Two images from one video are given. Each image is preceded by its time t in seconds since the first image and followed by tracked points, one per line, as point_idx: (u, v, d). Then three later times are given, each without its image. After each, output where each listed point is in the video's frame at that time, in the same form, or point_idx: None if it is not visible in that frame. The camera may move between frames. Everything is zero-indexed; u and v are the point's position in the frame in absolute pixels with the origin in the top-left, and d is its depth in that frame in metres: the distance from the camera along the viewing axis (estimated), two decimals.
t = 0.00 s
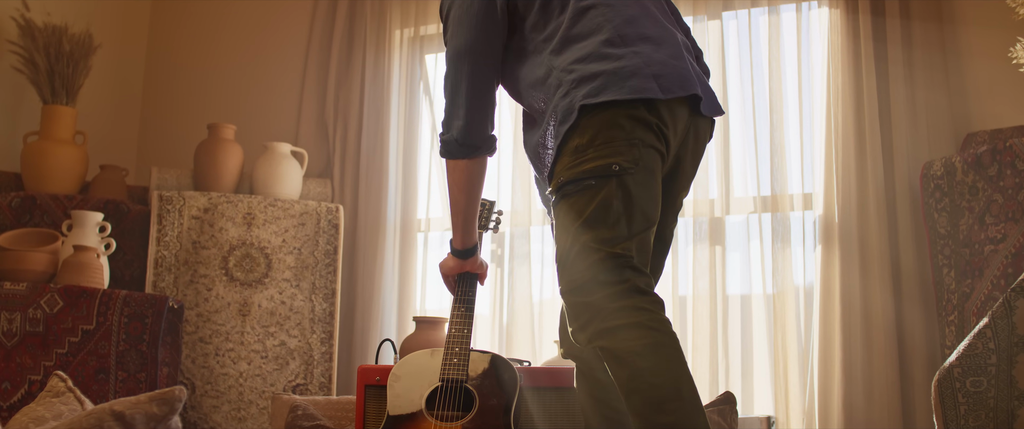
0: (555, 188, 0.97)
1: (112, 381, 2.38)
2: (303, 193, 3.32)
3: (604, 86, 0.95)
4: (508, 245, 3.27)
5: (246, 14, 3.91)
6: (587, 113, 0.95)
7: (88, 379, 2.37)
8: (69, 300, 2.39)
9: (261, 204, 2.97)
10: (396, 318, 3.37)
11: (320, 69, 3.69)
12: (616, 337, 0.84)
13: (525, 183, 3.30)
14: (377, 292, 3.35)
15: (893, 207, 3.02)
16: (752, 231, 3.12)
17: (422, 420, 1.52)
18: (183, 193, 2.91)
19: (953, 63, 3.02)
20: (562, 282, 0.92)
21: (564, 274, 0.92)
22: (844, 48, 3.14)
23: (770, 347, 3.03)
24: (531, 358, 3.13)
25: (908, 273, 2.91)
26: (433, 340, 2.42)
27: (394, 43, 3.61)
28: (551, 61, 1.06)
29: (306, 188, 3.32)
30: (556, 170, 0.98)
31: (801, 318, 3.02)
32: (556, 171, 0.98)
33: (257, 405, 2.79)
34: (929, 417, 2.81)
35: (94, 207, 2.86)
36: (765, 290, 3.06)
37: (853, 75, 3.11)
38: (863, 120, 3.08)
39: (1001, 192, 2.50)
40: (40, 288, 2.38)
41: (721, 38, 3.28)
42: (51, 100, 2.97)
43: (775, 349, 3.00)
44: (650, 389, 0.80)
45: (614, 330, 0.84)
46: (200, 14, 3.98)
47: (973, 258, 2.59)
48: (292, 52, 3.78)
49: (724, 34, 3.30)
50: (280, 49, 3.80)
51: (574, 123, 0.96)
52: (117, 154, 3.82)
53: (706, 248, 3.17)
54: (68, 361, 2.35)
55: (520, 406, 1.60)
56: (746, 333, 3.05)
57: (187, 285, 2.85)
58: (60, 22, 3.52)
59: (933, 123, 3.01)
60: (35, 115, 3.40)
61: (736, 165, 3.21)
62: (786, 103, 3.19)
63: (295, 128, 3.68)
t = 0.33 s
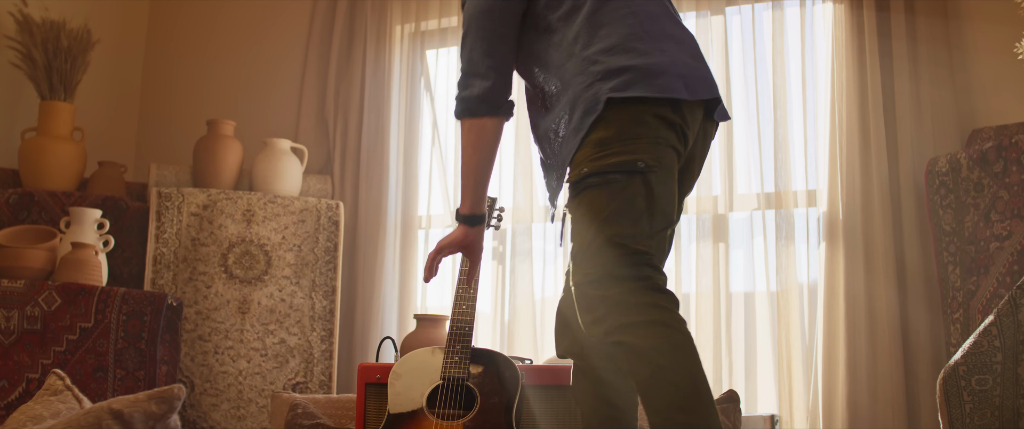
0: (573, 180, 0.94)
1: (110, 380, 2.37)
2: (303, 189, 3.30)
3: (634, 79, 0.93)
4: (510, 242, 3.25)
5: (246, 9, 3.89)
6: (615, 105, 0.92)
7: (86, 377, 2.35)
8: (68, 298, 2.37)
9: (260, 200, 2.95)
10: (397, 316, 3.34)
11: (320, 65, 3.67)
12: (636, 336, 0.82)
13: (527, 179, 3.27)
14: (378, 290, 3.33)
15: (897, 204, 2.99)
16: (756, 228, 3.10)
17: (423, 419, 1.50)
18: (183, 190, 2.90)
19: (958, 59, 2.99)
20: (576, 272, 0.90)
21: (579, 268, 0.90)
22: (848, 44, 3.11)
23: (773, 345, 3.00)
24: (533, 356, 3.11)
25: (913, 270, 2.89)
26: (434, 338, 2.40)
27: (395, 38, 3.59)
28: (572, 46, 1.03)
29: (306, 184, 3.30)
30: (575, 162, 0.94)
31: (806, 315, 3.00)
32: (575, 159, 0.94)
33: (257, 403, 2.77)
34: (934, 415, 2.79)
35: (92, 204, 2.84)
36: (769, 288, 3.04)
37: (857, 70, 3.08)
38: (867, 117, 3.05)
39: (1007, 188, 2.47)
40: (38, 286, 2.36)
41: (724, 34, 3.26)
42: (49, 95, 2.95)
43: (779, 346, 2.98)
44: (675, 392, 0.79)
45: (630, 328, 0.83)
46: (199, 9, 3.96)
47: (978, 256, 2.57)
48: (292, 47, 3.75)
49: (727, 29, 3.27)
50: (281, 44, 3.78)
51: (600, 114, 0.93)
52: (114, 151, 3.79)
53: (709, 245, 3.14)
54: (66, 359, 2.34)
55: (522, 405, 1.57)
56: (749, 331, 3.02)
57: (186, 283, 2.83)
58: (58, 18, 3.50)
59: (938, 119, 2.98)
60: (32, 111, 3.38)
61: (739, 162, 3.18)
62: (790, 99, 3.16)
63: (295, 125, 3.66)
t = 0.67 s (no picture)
0: (650, 168, 0.97)
1: (109, 378, 2.35)
2: (303, 186, 3.28)
3: (709, 79, 1.02)
4: (511, 239, 3.22)
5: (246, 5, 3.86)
6: (695, 101, 1.00)
7: (84, 375, 2.34)
8: (66, 295, 2.35)
9: (260, 197, 2.93)
10: (398, 314, 3.32)
11: (321, 61, 3.65)
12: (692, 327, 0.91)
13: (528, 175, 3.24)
14: (378, 287, 3.30)
15: (902, 200, 2.96)
16: (759, 225, 3.08)
17: (424, 418, 1.47)
18: (182, 187, 2.87)
19: (963, 56, 2.96)
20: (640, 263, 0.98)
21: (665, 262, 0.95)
22: (852, 39, 3.08)
23: (776, 343, 2.98)
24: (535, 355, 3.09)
25: (917, 267, 2.86)
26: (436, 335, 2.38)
27: (396, 34, 3.57)
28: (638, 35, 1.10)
29: (306, 181, 3.28)
30: (653, 145, 0.98)
31: (809, 313, 2.98)
32: (646, 143, 0.99)
33: (257, 402, 2.75)
34: (939, 414, 2.76)
35: (91, 200, 2.83)
36: (772, 285, 3.02)
37: (861, 66, 3.05)
38: (871, 113, 3.02)
39: (1013, 185, 2.45)
40: (36, 283, 2.34)
41: (727, 29, 3.23)
42: (47, 91, 2.93)
43: (782, 344, 2.95)
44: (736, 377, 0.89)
45: (714, 327, 0.91)
46: (199, 5, 3.94)
47: (984, 253, 2.54)
48: (292, 44, 3.73)
49: (731, 25, 3.24)
50: (281, 40, 3.76)
51: (681, 108, 0.99)
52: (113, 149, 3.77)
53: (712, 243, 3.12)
54: (64, 356, 2.32)
55: (523, 403, 1.55)
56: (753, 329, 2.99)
57: (185, 280, 2.81)
58: (56, 13, 3.47)
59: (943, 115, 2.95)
60: (30, 107, 3.36)
61: (742, 159, 3.15)
62: (793, 95, 3.13)
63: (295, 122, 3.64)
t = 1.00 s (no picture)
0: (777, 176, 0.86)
1: (107, 376, 2.34)
2: (303, 182, 3.25)
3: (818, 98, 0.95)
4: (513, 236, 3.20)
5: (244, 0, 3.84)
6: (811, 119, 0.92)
7: (82, 374, 2.32)
8: (63, 293, 2.34)
9: (260, 194, 2.91)
10: (398, 311, 3.31)
11: (321, 57, 3.63)
12: (797, 347, 0.84)
13: (530, 171, 3.21)
14: (378, 284, 3.28)
15: (907, 196, 2.94)
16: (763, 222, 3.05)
17: (425, 416, 1.45)
18: (181, 183, 2.85)
19: (968, 51, 2.92)
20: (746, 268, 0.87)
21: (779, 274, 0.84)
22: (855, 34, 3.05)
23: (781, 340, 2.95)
24: (537, 353, 3.07)
25: (923, 264, 2.83)
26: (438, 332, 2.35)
27: (397, 29, 3.54)
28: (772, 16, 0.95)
29: (306, 178, 3.26)
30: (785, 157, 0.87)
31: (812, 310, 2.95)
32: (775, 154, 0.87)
33: (257, 400, 2.74)
34: (943, 412, 2.74)
35: (89, 197, 2.81)
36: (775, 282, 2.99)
37: (865, 61, 3.02)
38: (876, 108, 2.99)
39: (1019, 182, 2.43)
40: (33, 280, 2.32)
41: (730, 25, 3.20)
42: (45, 87, 2.91)
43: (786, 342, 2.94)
44: (811, 406, 0.83)
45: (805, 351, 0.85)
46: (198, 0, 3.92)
47: (989, 250, 2.51)
48: (291, 39, 3.71)
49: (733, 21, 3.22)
50: (280, 36, 3.73)
51: (806, 125, 0.90)
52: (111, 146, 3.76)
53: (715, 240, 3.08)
54: (62, 355, 2.30)
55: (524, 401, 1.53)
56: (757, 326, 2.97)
57: (184, 277, 2.79)
58: (54, 8, 3.45)
59: (948, 112, 2.92)
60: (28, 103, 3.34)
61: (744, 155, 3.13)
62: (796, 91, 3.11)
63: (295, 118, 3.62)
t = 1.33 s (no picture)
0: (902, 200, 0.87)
1: (106, 374, 2.32)
2: (303, 179, 3.23)
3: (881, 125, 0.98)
4: (514, 233, 3.17)
5: None
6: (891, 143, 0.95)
7: (81, 372, 2.30)
8: (62, 290, 2.32)
9: (259, 191, 2.89)
10: (398, 309, 3.28)
11: (320, 53, 3.61)
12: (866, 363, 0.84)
13: (531, 168, 3.19)
14: (378, 281, 3.26)
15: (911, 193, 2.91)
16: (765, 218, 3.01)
17: (426, 415, 1.42)
18: (179, 180, 2.83)
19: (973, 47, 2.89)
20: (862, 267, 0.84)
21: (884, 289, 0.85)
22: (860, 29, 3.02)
23: (784, 338, 2.93)
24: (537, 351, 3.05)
25: (927, 261, 2.80)
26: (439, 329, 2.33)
27: (397, 25, 3.52)
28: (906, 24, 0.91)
29: (306, 174, 3.24)
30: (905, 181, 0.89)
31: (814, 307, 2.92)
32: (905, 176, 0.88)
33: (257, 398, 2.72)
34: (948, 410, 2.71)
35: (87, 194, 2.79)
36: (778, 280, 2.96)
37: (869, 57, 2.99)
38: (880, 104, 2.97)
39: None
40: (32, 277, 2.30)
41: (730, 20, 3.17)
42: (42, 83, 2.89)
43: (789, 339, 2.91)
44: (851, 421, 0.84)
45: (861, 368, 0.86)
46: None
47: (994, 247, 2.49)
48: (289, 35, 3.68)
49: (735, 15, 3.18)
50: (278, 32, 3.71)
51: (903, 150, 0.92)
52: (109, 142, 3.73)
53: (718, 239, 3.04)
54: (60, 352, 2.28)
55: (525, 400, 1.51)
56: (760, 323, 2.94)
57: (183, 275, 2.77)
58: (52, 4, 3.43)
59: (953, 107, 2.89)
60: (25, 99, 3.32)
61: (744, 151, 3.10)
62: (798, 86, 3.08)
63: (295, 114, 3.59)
